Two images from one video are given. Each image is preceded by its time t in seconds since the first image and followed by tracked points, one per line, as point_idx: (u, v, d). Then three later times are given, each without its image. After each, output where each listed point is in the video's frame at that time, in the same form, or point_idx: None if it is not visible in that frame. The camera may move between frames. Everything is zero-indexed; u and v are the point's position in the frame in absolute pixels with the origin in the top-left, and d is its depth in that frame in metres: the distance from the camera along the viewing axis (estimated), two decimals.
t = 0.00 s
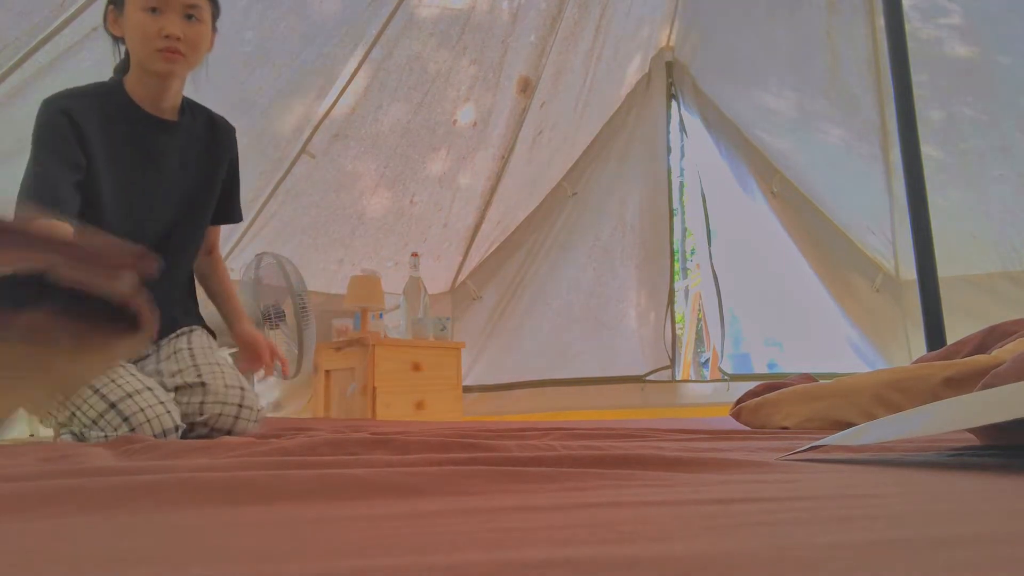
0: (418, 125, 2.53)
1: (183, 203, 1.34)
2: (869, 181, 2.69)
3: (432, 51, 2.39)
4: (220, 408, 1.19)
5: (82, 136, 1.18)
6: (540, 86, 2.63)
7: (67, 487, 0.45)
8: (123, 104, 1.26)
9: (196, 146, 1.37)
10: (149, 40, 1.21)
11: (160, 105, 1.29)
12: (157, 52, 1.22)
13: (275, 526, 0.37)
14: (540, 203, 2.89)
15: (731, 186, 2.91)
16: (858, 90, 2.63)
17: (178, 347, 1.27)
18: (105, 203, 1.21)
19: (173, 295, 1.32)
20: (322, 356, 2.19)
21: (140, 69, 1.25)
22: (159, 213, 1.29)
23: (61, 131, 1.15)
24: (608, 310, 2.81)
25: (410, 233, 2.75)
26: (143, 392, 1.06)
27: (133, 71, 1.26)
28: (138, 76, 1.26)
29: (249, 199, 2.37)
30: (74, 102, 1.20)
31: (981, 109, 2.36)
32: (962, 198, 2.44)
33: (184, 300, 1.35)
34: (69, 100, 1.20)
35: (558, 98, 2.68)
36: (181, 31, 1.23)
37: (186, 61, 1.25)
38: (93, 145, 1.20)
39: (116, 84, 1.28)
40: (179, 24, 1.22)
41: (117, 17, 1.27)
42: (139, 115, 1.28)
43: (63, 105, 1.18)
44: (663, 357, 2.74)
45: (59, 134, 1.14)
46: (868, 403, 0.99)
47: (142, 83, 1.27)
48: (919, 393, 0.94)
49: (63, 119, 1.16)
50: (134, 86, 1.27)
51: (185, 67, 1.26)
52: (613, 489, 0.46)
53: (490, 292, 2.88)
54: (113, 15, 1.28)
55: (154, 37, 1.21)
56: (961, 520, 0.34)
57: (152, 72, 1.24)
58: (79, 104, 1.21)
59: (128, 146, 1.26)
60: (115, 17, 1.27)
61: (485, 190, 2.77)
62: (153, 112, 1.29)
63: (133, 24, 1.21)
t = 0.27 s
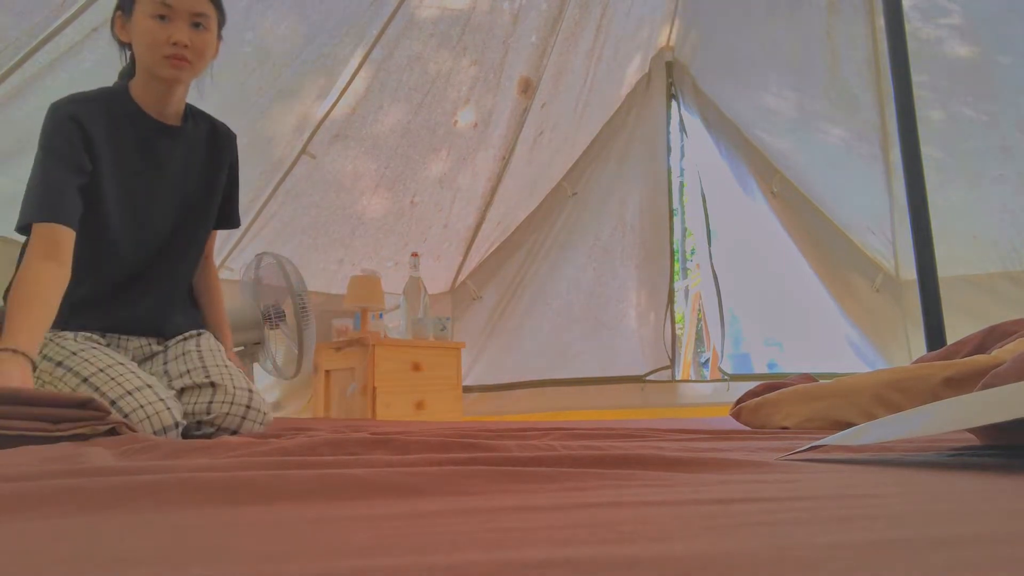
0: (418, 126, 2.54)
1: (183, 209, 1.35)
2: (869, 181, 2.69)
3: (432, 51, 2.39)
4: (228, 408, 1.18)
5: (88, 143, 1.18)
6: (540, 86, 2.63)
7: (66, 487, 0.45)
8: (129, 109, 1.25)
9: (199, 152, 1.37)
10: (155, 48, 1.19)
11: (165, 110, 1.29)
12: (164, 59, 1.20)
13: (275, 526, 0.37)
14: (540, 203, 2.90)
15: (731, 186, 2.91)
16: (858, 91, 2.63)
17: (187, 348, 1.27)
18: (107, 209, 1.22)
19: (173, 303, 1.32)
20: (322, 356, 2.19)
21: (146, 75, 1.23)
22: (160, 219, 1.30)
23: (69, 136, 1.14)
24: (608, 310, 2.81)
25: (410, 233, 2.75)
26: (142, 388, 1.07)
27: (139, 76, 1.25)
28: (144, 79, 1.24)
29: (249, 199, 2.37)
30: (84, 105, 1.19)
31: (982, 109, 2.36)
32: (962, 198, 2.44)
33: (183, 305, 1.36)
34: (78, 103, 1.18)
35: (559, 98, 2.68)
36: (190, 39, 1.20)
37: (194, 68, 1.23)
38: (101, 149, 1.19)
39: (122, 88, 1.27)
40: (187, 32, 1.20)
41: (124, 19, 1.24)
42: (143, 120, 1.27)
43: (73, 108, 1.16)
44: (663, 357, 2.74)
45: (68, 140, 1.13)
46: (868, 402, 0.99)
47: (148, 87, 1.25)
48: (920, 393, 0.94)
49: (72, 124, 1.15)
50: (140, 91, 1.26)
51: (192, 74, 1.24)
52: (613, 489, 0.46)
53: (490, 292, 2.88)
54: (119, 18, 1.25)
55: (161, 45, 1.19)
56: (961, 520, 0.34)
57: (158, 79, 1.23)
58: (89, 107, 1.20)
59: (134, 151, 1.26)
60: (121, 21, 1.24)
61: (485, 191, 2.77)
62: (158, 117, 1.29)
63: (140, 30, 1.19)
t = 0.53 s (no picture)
0: (418, 126, 2.54)
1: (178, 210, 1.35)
2: (869, 180, 2.69)
3: (432, 51, 2.39)
4: (229, 408, 1.18)
5: (84, 142, 1.18)
6: (540, 87, 2.63)
7: (66, 487, 0.45)
8: (130, 112, 1.26)
9: (196, 153, 1.37)
10: (159, 52, 1.19)
11: (166, 112, 1.29)
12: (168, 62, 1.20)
13: (275, 527, 0.37)
14: (540, 203, 2.90)
15: (731, 186, 2.91)
16: (858, 91, 2.63)
17: (187, 348, 1.27)
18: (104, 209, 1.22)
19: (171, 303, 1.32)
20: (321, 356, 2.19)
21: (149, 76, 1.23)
22: (156, 218, 1.30)
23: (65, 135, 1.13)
24: (608, 310, 2.81)
25: (410, 233, 2.76)
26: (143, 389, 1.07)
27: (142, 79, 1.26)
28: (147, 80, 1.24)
29: (249, 199, 2.37)
30: (81, 102, 1.19)
31: (982, 109, 2.36)
32: (961, 198, 2.44)
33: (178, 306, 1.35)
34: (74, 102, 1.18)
35: (558, 98, 2.68)
36: (194, 43, 1.20)
37: (197, 71, 1.23)
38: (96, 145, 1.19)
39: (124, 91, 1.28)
40: (192, 36, 1.19)
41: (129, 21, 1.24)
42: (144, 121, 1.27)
43: (70, 107, 1.16)
44: (663, 357, 2.74)
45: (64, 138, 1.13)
46: (868, 402, 0.99)
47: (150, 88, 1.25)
48: (919, 393, 0.94)
49: (69, 121, 1.15)
50: (142, 93, 1.27)
51: (195, 77, 1.24)
52: (613, 489, 0.46)
53: (490, 292, 2.88)
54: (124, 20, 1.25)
55: (166, 48, 1.19)
56: (961, 520, 0.34)
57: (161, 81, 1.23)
58: (86, 103, 1.20)
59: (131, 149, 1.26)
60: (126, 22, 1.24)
61: (485, 191, 2.77)
62: (159, 120, 1.29)
63: (145, 33, 1.19)
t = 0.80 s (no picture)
0: (418, 126, 2.54)
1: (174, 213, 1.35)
2: (869, 180, 2.69)
3: (432, 51, 2.38)
4: (229, 405, 1.18)
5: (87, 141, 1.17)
6: (540, 87, 2.63)
7: (66, 487, 0.45)
8: (127, 114, 1.26)
9: (187, 153, 1.37)
10: (167, 65, 1.19)
11: (161, 114, 1.30)
12: (177, 73, 1.21)
13: (274, 526, 0.37)
14: (540, 203, 2.90)
15: (731, 186, 2.91)
16: (857, 91, 2.63)
17: (187, 345, 1.27)
18: (105, 209, 1.21)
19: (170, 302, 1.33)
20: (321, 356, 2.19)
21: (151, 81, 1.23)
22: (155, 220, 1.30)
23: (70, 135, 1.13)
24: (608, 310, 2.81)
25: (410, 232, 2.76)
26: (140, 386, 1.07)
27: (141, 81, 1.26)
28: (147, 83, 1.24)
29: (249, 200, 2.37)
30: (81, 102, 1.19)
31: (982, 109, 2.36)
32: (961, 198, 2.44)
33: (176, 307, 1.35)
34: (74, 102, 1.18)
35: (558, 98, 2.68)
36: (205, 58, 1.21)
37: (201, 82, 1.25)
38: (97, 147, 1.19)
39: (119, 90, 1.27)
40: (203, 49, 1.21)
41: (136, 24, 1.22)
42: (140, 122, 1.27)
43: (70, 107, 1.16)
44: (663, 358, 2.74)
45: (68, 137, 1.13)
46: (868, 402, 0.99)
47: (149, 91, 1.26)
48: (919, 393, 0.94)
49: (72, 120, 1.15)
50: (139, 95, 1.27)
51: (198, 87, 1.25)
52: (613, 489, 0.46)
53: (490, 292, 2.88)
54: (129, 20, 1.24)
55: (176, 59, 1.19)
56: (962, 519, 0.34)
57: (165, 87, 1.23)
58: (86, 103, 1.20)
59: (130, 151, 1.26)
60: (132, 23, 1.23)
61: (485, 191, 2.77)
62: (154, 122, 1.30)
63: (157, 42, 1.19)
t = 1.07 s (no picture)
0: (419, 125, 2.53)
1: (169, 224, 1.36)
2: (869, 180, 2.69)
3: (432, 51, 2.38)
4: (259, 379, 1.21)
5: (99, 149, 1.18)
6: (540, 87, 2.63)
7: (65, 487, 0.45)
8: (130, 124, 1.26)
9: (177, 167, 1.38)
10: (189, 86, 1.23)
11: (158, 127, 1.31)
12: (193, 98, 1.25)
13: (274, 527, 0.37)
14: (540, 203, 2.90)
15: (731, 186, 2.91)
16: (857, 91, 2.63)
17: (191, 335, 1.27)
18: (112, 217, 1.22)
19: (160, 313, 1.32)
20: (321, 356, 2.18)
21: (160, 97, 1.25)
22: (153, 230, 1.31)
23: (84, 141, 1.14)
24: (608, 310, 2.81)
25: (410, 232, 2.76)
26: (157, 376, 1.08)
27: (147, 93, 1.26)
28: (153, 97, 1.26)
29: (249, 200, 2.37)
30: (92, 109, 1.20)
31: (983, 110, 2.35)
32: (962, 198, 2.44)
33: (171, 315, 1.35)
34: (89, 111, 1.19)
35: (558, 98, 2.68)
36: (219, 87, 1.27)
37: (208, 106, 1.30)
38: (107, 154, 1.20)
39: (117, 98, 1.26)
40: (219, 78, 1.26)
41: (154, 41, 1.23)
42: (140, 133, 1.27)
43: (84, 115, 1.17)
44: (663, 357, 2.73)
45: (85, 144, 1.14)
46: (869, 402, 0.99)
47: (154, 104, 1.27)
48: (920, 394, 0.94)
49: (86, 126, 1.16)
50: (141, 107, 1.27)
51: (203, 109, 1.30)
52: (612, 489, 0.46)
53: (490, 292, 2.88)
54: (143, 32, 1.24)
55: (195, 85, 1.23)
56: (962, 519, 0.34)
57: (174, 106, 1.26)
58: (97, 112, 1.20)
59: (135, 160, 1.27)
60: (149, 36, 1.23)
61: (485, 190, 2.77)
62: (150, 133, 1.30)
63: (179, 66, 1.22)
